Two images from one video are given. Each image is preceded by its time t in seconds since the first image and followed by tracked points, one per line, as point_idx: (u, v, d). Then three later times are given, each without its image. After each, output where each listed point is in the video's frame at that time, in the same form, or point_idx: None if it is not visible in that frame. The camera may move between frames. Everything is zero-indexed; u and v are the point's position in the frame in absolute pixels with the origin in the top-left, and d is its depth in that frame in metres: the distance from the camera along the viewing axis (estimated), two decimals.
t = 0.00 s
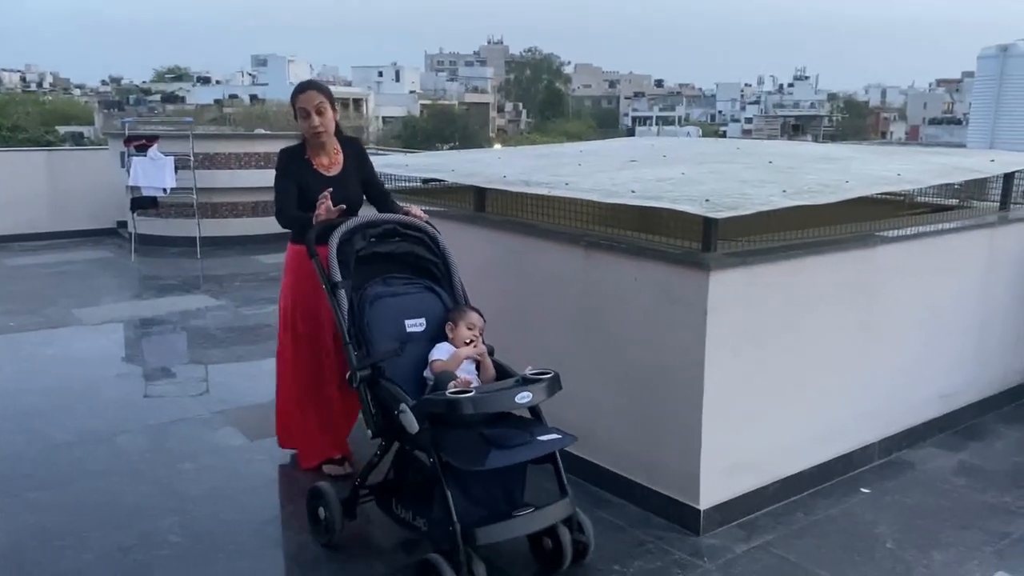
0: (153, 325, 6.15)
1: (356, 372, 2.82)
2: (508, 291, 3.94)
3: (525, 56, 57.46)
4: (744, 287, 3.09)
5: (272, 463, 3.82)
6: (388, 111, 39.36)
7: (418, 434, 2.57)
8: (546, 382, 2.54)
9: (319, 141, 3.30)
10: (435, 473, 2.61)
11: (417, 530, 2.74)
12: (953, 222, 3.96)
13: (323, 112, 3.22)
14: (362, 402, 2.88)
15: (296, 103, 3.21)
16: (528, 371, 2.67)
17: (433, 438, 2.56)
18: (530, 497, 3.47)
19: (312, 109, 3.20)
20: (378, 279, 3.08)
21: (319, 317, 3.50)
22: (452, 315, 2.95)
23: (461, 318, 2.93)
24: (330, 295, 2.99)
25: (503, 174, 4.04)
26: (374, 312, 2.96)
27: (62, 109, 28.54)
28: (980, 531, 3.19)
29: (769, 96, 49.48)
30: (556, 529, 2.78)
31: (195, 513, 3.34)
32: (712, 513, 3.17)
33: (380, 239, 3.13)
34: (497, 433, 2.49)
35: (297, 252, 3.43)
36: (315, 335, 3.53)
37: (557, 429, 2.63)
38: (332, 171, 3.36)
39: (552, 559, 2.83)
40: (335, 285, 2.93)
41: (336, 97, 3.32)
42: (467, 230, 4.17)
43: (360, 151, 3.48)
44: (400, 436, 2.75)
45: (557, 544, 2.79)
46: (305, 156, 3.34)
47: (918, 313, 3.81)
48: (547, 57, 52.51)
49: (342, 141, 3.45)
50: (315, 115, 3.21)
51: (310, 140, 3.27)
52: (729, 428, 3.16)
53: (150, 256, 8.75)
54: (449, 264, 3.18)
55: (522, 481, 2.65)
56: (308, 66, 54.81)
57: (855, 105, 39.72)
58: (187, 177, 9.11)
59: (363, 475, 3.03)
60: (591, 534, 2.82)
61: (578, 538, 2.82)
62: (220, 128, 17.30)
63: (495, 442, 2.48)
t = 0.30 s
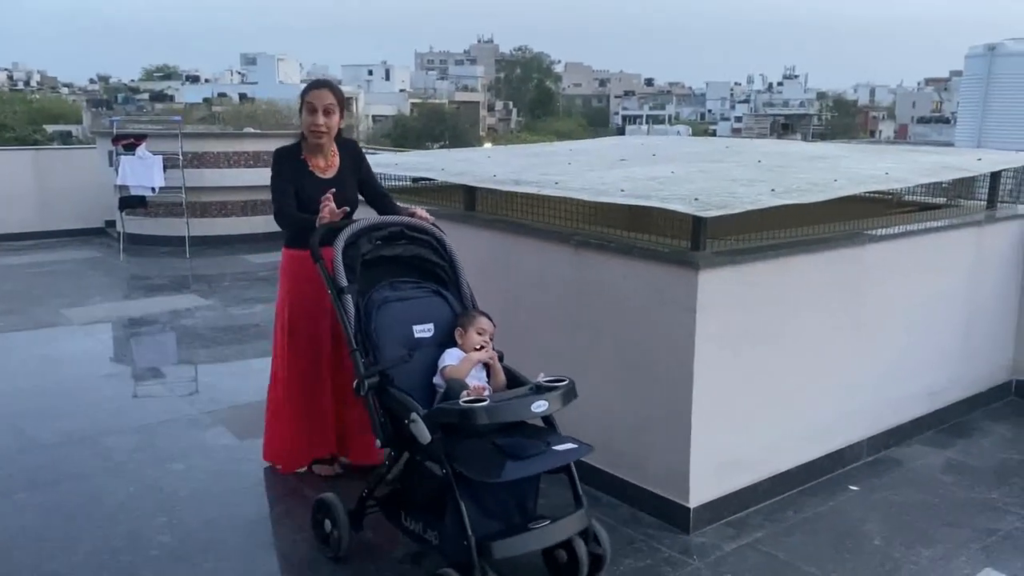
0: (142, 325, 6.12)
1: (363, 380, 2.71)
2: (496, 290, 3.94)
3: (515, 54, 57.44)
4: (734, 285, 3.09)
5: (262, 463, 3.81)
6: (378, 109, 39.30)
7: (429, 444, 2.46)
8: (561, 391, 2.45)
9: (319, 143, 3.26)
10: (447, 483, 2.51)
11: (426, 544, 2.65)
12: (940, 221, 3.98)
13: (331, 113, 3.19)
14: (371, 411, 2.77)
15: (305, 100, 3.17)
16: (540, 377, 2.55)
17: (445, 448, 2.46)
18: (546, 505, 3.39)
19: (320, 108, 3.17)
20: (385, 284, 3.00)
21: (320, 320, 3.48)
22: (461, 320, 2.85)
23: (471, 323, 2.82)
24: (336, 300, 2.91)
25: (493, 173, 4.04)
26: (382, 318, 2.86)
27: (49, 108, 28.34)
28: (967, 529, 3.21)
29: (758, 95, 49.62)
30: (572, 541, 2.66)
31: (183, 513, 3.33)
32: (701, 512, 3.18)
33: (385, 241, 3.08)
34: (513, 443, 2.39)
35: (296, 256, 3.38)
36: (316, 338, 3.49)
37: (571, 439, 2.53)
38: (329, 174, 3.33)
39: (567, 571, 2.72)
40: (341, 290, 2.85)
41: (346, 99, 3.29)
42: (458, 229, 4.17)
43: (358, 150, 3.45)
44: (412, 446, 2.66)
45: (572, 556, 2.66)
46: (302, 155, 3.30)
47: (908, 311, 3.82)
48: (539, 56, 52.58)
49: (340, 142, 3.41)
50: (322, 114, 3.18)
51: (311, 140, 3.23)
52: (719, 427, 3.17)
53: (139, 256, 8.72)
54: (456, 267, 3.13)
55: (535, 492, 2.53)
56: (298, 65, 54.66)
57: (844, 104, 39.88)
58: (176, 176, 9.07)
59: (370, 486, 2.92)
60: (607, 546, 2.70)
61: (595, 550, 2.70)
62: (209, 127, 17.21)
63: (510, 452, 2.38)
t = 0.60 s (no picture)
0: (130, 325, 6.10)
1: (372, 389, 2.63)
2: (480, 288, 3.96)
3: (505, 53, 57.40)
4: (723, 283, 3.11)
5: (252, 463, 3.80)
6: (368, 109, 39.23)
7: (444, 455, 2.39)
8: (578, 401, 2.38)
9: (331, 150, 3.17)
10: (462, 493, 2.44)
11: (439, 558, 2.57)
12: (927, 220, 4.01)
13: (350, 126, 3.09)
14: (380, 421, 2.66)
15: (326, 107, 3.06)
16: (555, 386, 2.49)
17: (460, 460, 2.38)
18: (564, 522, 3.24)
19: (340, 116, 3.06)
20: (392, 289, 2.91)
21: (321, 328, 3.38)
22: (471, 325, 2.76)
23: (482, 328, 2.73)
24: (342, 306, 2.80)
25: (483, 172, 4.05)
26: (390, 325, 2.78)
27: (36, 108, 28.14)
28: (953, 525, 3.23)
29: (748, 95, 49.76)
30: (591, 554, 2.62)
31: (173, 513, 3.33)
32: (690, 510, 3.19)
33: (391, 245, 2.97)
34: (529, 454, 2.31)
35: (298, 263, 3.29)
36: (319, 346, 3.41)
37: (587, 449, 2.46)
38: (337, 180, 3.23)
39: None
40: (349, 297, 2.75)
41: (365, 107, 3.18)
42: (448, 229, 4.17)
43: (365, 156, 3.34)
44: (425, 457, 2.58)
45: (591, 569, 2.62)
46: (311, 160, 3.21)
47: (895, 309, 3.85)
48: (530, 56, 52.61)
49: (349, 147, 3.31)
50: (341, 123, 3.07)
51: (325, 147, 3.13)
52: (707, 425, 3.18)
53: (127, 256, 8.69)
54: (464, 271, 3.03)
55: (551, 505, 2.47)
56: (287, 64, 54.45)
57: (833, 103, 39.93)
58: (164, 176, 9.04)
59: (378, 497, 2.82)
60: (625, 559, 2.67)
61: (612, 563, 2.67)
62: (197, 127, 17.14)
63: (527, 464, 2.31)
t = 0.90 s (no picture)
0: (118, 326, 6.07)
1: (383, 400, 2.54)
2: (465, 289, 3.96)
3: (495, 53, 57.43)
4: (710, 282, 3.12)
5: (240, 464, 3.78)
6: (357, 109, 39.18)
7: (462, 470, 2.28)
8: (599, 411, 2.27)
9: (347, 142, 3.06)
10: (480, 508, 2.34)
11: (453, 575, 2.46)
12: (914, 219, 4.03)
13: (367, 117, 2.98)
14: (391, 433, 2.59)
15: (342, 96, 2.95)
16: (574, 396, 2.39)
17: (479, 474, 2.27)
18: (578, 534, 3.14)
19: (358, 107, 2.95)
20: (401, 294, 2.81)
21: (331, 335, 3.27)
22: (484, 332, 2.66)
23: (495, 336, 2.63)
24: (350, 312, 2.72)
25: (471, 171, 4.04)
26: (400, 333, 2.70)
27: (23, 108, 27.98)
28: (938, 522, 3.25)
29: (737, 95, 49.98)
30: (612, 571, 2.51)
31: (160, 515, 3.31)
32: (678, 508, 3.20)
33: (399, 249, 2.87)
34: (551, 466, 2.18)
35: (308, 266, 3.19)
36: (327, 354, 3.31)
37: (610, 461, 2.33)
38: (352, 175, 3.12)
39: None
40: (357, 302, 2.66)
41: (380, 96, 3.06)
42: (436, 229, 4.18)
43: (381, 154, 3.21)
44: (440, 469, 2.49)
45: None
46: (326, 154, 3.09)
47: (881, 307, 3.87)
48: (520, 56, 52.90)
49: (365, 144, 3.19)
50: (359, 115, 2.96)
51: (341, 139, 3.02)
52: (694, 424, 3.19)
53: (115, 256, 8.65)
54: (475, 277, 2.93)
55: (568, 517, 2.37)
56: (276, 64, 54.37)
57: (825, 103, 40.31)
58: (152, 176, 9.00)
59: (390, 511, 2.73)
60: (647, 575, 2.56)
61: None
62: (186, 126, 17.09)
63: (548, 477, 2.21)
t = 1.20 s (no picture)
0: (104, 327, 6.04)
1: (394, 410, 2.45)
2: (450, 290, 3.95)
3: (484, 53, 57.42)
4: (697, 281, 3.13)
5: (228, 466, 3.77)
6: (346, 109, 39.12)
7: (478, 483, 2.18)
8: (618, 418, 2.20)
9: (355, 142, 2.92)
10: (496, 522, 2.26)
11: None
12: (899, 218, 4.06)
13: (376, 115, 2.85)
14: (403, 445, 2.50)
15: (350, 92, 2.82)
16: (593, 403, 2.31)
17: (496, 487, 2.18)
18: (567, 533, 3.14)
19: (366, 103, 2.82)
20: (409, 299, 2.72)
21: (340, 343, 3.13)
22: (497, 339, 2.59)
23: (507, 343, 2.56)
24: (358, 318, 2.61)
25: (459, 171, 4.04)
26: (411, 339, 2.60)
27: (8, 108, 27.80)
28: (923, 518, 3.27)
29: (724, 94, 50.16)
30: None
31: (146, 516, 3.29)
32: (665, 506, 3.21)
33: (406, 253, 2.78)
34: (571, 478, 2.14)
35: (315, 270, 3.09)
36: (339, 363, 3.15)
37: (629, 470, 2.27)
38: (361, 176, 2.97)
39: None
40: (366, 308, 2.56)
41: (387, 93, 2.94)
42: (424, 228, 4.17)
43: (391, 156, 3.09)
44: (454, 482, 2.42)
45: None
46: (333, 155, 2.95)
47: (867, 305, 3.89)
48: (509, 56, 52.94)
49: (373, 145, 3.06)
50: (367, 110, 2.83)
51: (349, 137, 2.88)
52: (680, 422, 3.20)
53: (101, 257, 8.61)
54: (483, 281, 2.85)
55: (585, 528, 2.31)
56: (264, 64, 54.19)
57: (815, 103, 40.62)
58: (138, 176, 8.96)
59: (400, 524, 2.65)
60: None
61: None
62: (172, 126, 17.04)
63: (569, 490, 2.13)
